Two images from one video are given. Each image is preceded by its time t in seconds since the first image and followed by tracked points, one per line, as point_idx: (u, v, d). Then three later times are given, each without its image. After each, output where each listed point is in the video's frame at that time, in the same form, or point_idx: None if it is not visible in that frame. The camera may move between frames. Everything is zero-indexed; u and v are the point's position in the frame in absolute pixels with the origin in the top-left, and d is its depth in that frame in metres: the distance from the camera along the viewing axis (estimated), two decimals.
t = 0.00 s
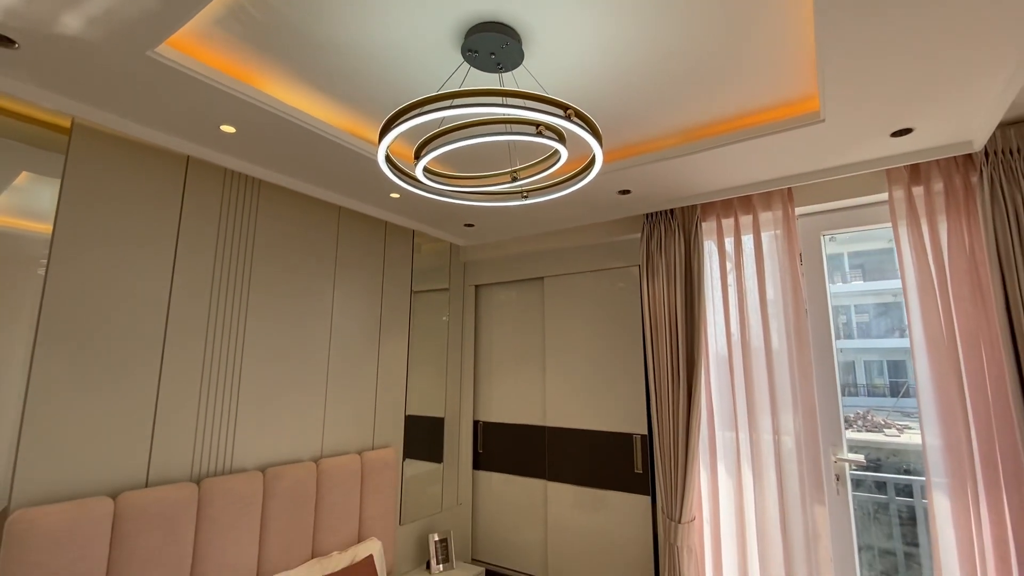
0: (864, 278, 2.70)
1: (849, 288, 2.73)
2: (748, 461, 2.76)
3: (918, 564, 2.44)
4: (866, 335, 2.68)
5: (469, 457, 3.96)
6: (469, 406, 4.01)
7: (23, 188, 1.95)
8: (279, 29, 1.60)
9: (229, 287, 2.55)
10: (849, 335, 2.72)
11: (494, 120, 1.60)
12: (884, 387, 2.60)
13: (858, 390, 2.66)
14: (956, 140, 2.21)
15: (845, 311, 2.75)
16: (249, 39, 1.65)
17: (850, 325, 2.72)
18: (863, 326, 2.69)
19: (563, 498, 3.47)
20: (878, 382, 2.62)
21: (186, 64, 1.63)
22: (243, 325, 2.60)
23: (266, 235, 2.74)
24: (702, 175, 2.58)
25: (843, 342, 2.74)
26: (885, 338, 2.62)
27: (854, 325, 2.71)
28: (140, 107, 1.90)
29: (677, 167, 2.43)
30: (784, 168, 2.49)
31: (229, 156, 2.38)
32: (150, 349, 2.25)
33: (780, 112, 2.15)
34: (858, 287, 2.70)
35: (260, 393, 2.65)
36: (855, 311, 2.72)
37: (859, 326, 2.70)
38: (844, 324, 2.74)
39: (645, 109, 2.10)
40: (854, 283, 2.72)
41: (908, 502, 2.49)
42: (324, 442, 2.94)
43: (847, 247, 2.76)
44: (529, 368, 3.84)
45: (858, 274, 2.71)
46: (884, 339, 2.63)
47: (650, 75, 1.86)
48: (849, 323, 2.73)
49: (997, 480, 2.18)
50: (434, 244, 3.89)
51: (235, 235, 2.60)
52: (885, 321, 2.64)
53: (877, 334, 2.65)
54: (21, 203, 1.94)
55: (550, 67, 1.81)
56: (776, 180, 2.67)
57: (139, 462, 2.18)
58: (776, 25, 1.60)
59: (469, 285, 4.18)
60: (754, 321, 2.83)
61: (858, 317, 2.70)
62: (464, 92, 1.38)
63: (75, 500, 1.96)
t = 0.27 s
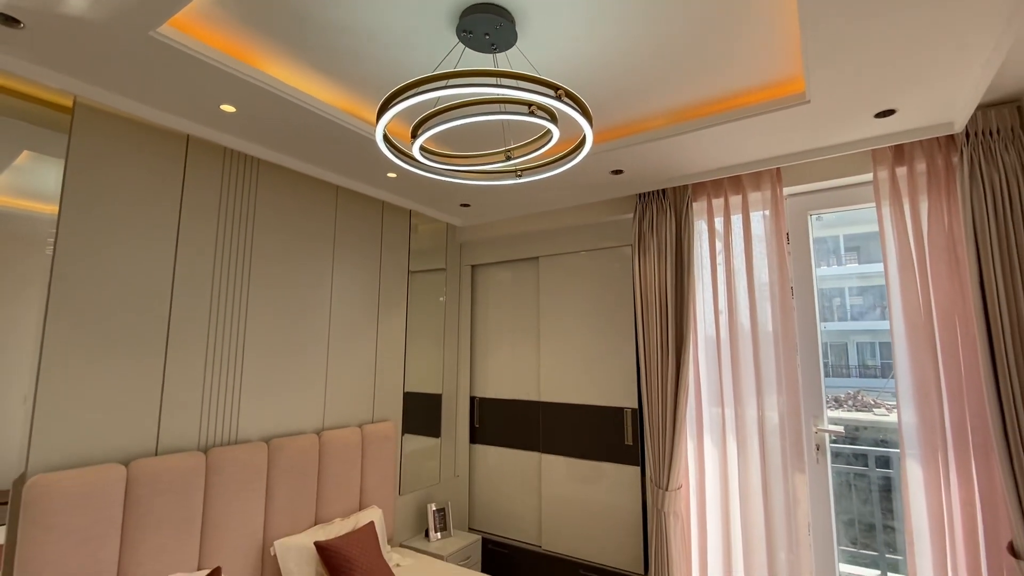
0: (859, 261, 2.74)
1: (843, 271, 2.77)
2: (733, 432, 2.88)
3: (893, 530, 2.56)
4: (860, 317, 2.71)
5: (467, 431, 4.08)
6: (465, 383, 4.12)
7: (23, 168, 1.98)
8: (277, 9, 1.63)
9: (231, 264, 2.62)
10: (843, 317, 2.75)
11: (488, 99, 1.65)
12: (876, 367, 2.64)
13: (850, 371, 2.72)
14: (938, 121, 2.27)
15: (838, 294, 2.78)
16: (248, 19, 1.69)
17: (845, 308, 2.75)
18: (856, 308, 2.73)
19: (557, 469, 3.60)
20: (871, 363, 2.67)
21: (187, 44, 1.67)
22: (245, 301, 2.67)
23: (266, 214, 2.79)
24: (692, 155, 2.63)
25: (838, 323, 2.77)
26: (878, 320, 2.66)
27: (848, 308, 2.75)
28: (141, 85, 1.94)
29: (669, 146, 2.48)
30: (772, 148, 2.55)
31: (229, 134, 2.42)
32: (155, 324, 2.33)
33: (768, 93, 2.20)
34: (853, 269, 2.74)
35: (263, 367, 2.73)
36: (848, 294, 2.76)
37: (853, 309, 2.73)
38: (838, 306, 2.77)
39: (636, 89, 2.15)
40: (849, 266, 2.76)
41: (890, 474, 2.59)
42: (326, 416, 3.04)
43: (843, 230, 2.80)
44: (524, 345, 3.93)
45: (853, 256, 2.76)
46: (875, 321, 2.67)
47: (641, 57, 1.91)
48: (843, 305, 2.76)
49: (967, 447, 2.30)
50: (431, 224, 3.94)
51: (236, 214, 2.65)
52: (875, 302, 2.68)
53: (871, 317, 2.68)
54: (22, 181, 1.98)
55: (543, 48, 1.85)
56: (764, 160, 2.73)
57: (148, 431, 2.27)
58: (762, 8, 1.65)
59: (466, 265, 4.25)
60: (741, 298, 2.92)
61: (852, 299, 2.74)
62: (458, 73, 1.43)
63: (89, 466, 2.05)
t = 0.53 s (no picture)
0: (854, 244, 2.79)
1: (841, 254, 2.83)
2: (721, 406, 3.00)
3: (874, 499, 2.68)
4: (853, 301, 2.77)
5: (465, 408, 4.20)
6: (463, 361, 4.22)
7: (25, 148, 2.04)
8: None
9: (233, 243, 2.67)
10: (837, 301, 2.81)
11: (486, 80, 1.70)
12: (869, 349, 2.72)
13: (843, 353, 2.79)
14: (924, 104, 2.34)
15: (833, 277, 2.84)
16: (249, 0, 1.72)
17: (839, 291, 2.82)
18: (850, 292, 2.79)
19: (552, 443, 3.72)
20: (864, 345, 2.74)
21: (191, 25, 1.71)
22: (248, 279, 2.74)
23: (267, 194, 2.84)
24: (685, 137, 2.69)
25: (832, 307, 2.84)
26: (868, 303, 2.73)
27: (842, 291, 2.81)
28: (143, 64, 1.98)
29: (663, 127, 2.53)
30: (763, 130, 2.60)
31: (230, 114, 2.46)
32: (162, 300, 2.39)
33: (760, 76, 2.25)
34: (845, 252, 2.80)
35: (267, 343, 2.81)
36: (842, 277, 2.82)
37: (847, 292, 2.80)
38: (832, 290, 2.84)
39: (631, 71, 2.20)
40: (844, 249, 2.82)
41: (873, 448, 2.69)
42: (328, 391, 3.13)
43: (839, 213, 2.84)
44: (521, 324, 4.02)
45: (848, 239, 2.81)
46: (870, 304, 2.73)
47: (635, 39, 1.95)
48: (837, 289, 2.82)
49: (943, 418, 2.42)
50: (429, 204, 3.99)
51: (237, 193, 2.70)
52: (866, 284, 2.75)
53: (864, 300, 2.74)
54: (27, 159, 2.04)
55: (539, 30, 1.89)
56: (756, 141, 2.79)
57: (158, 403, 2.36)
58: None
59: (463, 246, 4.32)
60: (731, 277, 3.01)
61: (846, 282, 2.80)
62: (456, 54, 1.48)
63: (104, 435, 2.14)
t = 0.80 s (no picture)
0: (850, 227, 2.84)
1: (835, 237, 2.88)
2: (711, 382, 3.10)
3: (857, 470, 2.80)
4: (845, 283, 2.84)
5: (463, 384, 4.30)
6: (461, 338, 4.31)
7: (26, 125, 2.07)
8: None
9: (236, 220, 2.72)
10: (831, 284, 2.87)
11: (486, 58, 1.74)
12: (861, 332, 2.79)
13: (835, 336, 2.87)
14: (913, 85, 2.39)
15: (828, 260, 2.89)
16: None
17: (832, 275, 2.87)
18: (844, 275, 2.84)
19: (548, 418, 3.83)
20: (856, 328, 2.81)
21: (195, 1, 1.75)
22: (252, 256, 2.79)
23: (268, 172, 2.88)
24: (680, 117, 2.74)
25: (826, 290, 2.89)
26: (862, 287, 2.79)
27: (836, 274, 2.86)
28: (147, 41, 2.01)
29: (659, 107, 2.58)
30: (756, 110, 2.65)
31: (232, 91, 2.49)
32: (168, 275, 2.45)
33: (753, 56, 2.30)
34: (839, 236, 2.86)
35: (271, 319, 2.88)
36: (838, 260, 2.87)
37: (841, 276, 2.85)
38: (826, 274, 2.89)
39: (628, 51, 2.24)
40: (839, 232, 2.87)
41: (858, 422, 2.80)
42: (331, 366, 3.21)
43: (835, 197, 2.89)
44: (518, 302, 4.11)
45: (844, 223, 2.86)
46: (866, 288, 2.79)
47: (632, 19, 1.99)
48: (831, 272, 2.88)
49: (923, 391, 2.52)
50: (427, 184, 4.03)
51: (239, 171, 2.73)
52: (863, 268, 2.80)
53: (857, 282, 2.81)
54: (30, 136, 2.07)
55: (538, 10, 1.93)
56: (749, 121, 2.84)
57: (168, 376, 2.43)
58: None
59: (461, 226, 4.36)
60: (723, 256, 3.09)
61: (840, 266, 2.86)
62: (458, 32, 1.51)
63: (118, 405, 2.22)
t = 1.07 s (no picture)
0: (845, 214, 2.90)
1: (828, 223, 2.95)
2: (702, 361, 3.20)
3: (840, 445, 2.92)
4: (839, 269, 2.91)
5: (461, 363, 4.39)
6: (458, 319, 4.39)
7: (26, 106, 2.08)
8: None
9: (238, 200, 2.76)
10: (825, 269, 2.95)
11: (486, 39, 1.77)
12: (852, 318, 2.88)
13: (828, 322, 2.95)
14: (901, 69, 2.45)
15: (823, 247, 2.97)
16: None
17: (826, 260, 2.95)
18: (837, 261, 2.92)
19: (544, 396, 3.94)
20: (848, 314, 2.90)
21: None
22: (254, 235, 2.84)
23: (268, 152, 2.91)
24: (675, 99, 2.78)
25: (819, 275, 2.97)
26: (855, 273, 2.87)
27: (830, 260, 2.94)
28: (151, 21, 2.04)
29: (654, 89, 2.63)
30: (749, 93, 2.71)
31: (232, 72, 2.51)
32: (174, 254, 2.50)
33: (748, 40, 2.35)
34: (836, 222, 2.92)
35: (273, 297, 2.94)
36: (832, 246, 2.94)
37: (834, 261, 2.93)
38: (820, 259, 2.97)
39: (624, 34, 2.28)
40: (833, 218, 2.94)
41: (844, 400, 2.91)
42: (332, 344, 3.29)
43: (828, 182, 2.96)
44: (514, 283, 4.18)
45: (839, 209, 2.92)
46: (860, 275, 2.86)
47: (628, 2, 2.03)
48: (825, 259, 2.95)
49: (904, 366, 2.63)
50: (425, 166, 4.06)
51: (240, 151, 2.77)
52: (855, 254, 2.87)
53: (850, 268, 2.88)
54: (31, 117, 2.09)
55: None
56: (741, 104, 2.89)
57: (176, 351, 2.50)
58: None
59: (459, 208, 4.41)
60: (716, 239, 3.17)
61: (834, 252, 2.93)
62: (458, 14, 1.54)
63: (128, 378, 2.30)
